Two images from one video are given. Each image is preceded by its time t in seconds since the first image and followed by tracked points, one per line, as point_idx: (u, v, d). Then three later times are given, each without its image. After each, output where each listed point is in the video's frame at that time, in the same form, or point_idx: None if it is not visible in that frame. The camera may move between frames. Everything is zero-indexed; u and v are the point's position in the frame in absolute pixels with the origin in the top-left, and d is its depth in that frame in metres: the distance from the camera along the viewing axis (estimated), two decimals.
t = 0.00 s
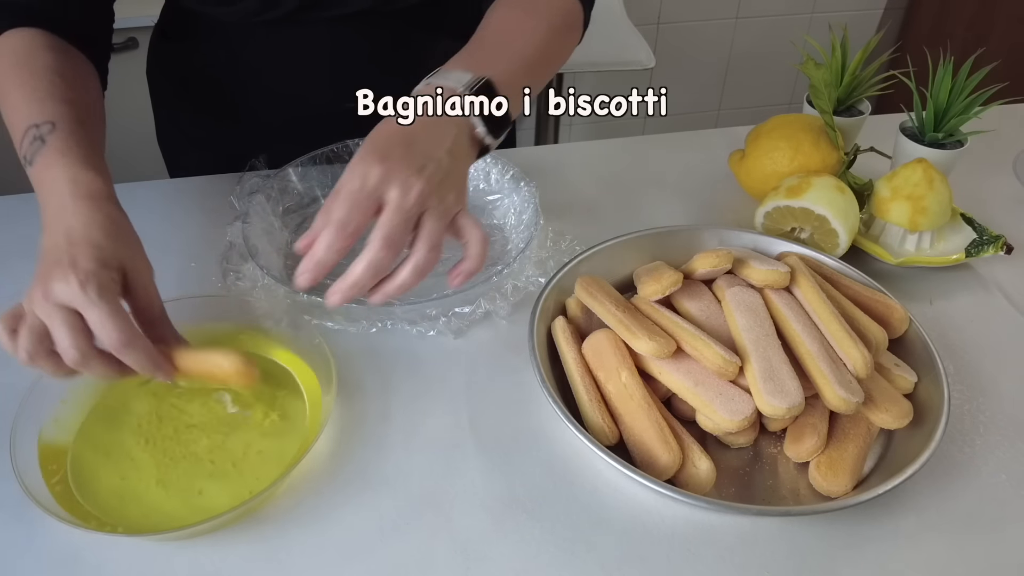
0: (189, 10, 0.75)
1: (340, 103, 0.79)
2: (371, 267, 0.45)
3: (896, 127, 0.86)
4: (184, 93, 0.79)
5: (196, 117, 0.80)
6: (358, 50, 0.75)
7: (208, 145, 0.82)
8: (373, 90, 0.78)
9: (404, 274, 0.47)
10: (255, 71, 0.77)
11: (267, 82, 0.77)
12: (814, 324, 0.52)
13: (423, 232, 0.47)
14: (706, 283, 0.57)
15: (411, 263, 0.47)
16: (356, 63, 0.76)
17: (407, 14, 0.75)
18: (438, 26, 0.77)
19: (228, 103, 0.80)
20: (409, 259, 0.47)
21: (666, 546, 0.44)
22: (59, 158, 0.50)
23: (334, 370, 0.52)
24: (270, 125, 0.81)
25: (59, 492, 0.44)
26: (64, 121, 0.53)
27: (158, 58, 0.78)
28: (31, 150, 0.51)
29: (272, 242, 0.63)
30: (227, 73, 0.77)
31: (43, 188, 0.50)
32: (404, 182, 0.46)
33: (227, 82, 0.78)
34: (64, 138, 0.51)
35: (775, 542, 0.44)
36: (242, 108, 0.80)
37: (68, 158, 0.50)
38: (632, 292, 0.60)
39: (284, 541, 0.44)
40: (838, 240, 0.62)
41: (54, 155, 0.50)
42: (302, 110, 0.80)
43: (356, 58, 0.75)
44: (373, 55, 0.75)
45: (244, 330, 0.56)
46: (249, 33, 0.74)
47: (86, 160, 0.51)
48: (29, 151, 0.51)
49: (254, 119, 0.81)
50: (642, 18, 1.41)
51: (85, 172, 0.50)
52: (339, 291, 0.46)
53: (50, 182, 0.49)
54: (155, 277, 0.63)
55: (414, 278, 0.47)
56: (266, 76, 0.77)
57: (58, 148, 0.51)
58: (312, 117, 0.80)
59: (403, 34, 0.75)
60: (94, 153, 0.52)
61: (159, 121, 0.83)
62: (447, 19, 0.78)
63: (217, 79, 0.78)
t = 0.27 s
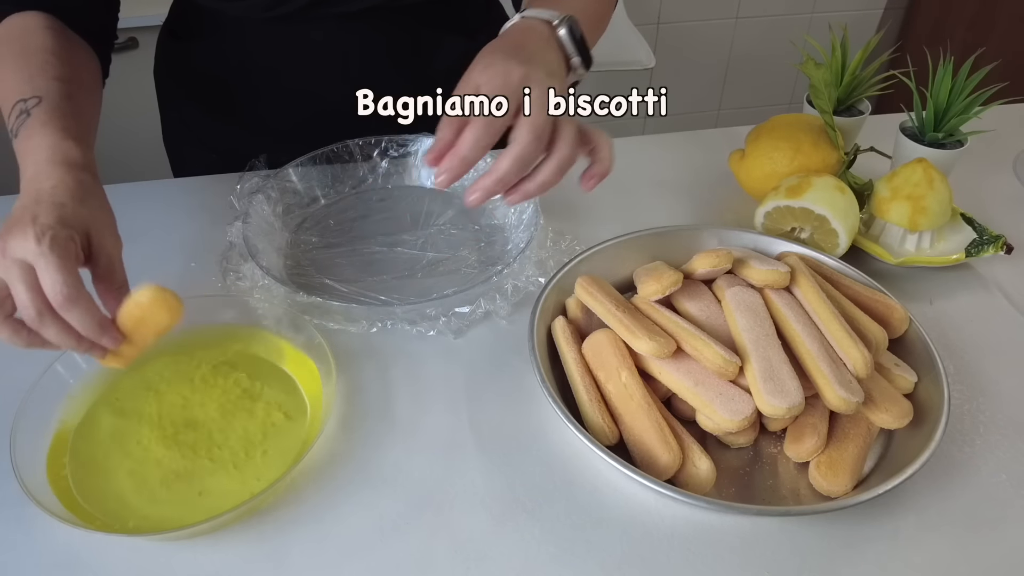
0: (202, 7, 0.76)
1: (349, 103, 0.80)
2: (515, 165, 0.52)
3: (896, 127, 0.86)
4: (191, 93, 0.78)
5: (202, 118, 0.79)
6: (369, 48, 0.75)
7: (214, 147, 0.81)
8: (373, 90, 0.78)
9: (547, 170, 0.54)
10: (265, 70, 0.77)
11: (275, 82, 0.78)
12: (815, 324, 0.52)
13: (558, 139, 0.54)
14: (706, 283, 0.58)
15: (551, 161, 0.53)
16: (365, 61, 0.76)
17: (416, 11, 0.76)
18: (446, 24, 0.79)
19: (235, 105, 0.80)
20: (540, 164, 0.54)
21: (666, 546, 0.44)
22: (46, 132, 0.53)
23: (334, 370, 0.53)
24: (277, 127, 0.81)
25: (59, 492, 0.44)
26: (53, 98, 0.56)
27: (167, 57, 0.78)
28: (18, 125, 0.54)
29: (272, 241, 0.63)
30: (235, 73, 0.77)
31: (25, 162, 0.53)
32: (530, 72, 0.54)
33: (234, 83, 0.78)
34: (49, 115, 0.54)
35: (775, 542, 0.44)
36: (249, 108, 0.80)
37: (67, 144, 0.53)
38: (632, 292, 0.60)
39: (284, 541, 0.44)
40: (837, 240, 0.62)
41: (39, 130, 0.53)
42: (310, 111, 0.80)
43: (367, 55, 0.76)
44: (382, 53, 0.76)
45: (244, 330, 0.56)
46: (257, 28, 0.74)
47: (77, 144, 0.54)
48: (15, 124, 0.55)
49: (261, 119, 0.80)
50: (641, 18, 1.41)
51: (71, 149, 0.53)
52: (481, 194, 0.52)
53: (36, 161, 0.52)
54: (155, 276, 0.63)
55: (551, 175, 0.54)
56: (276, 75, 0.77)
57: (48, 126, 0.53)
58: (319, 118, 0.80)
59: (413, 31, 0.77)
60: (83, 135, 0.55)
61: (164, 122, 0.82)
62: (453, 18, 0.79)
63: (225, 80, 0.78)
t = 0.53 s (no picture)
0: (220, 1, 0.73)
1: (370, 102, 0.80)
2: (554, 157, 0.57)
3: (896, 127, 0.86)
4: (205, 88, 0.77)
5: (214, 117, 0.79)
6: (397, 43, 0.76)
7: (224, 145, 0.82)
8: (373, 90, 0.79)
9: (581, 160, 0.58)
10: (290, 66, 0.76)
11: (297, 80, 0.77)
12: (815, 324, 0.52)
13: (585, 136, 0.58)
14: (707, 283, 0.58)
15: (576, 162, 0.58)
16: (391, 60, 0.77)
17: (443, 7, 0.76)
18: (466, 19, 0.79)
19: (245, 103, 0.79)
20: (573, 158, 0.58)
21: (667, 546, 0.44)
22: (232, 121, 0.53)
23: (334, 369, 0.53)
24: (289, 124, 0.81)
25: (59, 493, 0.44)
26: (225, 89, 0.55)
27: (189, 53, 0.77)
28: (209, 122, 0.54)
29: (272, 242, 0.63)
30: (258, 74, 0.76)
31: (230, 148, 0.53)
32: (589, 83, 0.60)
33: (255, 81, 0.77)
34: (193, 106, 0.54)
35: (775, 542, 0.44)
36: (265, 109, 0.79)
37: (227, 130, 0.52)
38: (632, 292, 0.60)
39: (284, 540, 0.44)
40: (837, 240, 0.62)
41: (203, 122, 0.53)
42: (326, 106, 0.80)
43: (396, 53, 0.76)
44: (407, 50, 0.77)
45: (244, 330, 0.56)
46: (285, 22, 0.73)
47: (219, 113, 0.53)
48: (204, 123, 0.54)
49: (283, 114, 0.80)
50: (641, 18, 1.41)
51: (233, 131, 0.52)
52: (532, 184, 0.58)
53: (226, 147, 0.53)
54: (155, 276, 0.63)
55: (578, 175, 0.58)
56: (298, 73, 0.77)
57: (251, 115, 0.53)
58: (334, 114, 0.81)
59: (438, 27, 0.77)
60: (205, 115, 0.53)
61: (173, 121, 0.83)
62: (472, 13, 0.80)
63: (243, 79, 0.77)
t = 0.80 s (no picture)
0: None
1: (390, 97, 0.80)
2: (552, 227, 0.56)
3: (896, 127, 0.86)
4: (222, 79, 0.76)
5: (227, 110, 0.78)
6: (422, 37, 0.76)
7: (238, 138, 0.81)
8: (372, 90, 0.79)
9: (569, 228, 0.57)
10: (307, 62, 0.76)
11: (321, 75, 0.77)
12: (815, 324, 0.52)
13: (573, 209, 0.57)
14: (706, 283, 0.58)
15: (564, 233, 0.57)
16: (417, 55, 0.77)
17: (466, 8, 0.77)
18: (486, 16, 0.80)
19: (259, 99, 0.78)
20: (561, 226, 0.57)
21: (667, 546, 0.44)
22: (268, 141, 0.53)
23: (334, 368, 0.52)
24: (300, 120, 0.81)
25: (60, 493, 0.44)
26: (262, 109, 0.55)
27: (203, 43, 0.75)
28: (247, 143, 0.54)
29: (272, 242, 0.63)
30: (280, 68, 0.76)
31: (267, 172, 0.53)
32: (577, 149, 0.58)
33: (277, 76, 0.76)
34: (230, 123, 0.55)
35: (775, 542, 0.44)
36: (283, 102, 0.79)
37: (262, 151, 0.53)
38: (632, 293, 0.60)
39: (285, 540, 0.44)
40: (837, 240, 0.62)
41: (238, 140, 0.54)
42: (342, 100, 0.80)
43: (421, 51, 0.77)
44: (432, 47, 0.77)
45: (244, 331, 0.56)
46: (313, 20, 0.73)
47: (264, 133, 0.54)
48: (243, 144, 0.54)
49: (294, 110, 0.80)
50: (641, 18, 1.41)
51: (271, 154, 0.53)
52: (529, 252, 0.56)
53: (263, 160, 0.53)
54: (155, 276, 0.63)
55: (563, 242, 0.58)
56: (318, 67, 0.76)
57: (289, 139, 0.53)
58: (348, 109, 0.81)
59: (460, 26, 0.78)
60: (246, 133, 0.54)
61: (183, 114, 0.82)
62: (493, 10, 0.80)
63: (265, 74, 0.76)
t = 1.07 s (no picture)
0: None
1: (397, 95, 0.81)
2: (546, 246, 0.54)
3: (896, 127, 0.86)
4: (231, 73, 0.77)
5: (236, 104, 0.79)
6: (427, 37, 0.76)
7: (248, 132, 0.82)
8: (372, 90, 0.79)
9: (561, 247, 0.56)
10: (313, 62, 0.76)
11: (328, 72, 0.77)
12: (815, 324, 0.52)
13: (566, 228, 0.56)
14: (706, 283, 0.58)
15: (556, 253, 0.56)
16: (423, 55, 0.77)
17: (472, 10, 0.77)
18: (494, 16, 0.79)
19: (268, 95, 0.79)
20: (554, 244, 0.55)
21: (667, 546, 0.44)
22: (277, 146, 0.55)
23: (334, 369, 0.52)
24: (306, 116, 0.81)
25: (59, 493, 0.44)
26: (272, 115, 0.57)
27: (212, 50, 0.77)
28: (256, 147, 0.55)
29: (272, 242, 0.63)
30: (287, 66, 0.76)
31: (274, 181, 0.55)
32: (570, 167, 0.57)
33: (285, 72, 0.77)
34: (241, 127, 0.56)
35: (775, 542, 0.44)
36: (291, 97, 0.79)
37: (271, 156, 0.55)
38: (632, 292, 0.60)
39: (285, 540, 0.44)
40: (837, 240, 0.62)
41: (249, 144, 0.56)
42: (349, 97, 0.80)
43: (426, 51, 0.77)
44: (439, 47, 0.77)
45: (244, 331, 0.56)
46: (319, 19, 0.73)
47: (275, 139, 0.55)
48: (252, 149, 0.55)
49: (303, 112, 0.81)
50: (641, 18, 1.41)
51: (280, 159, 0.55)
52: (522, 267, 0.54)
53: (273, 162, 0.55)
54: (155, 276, 0.63)
55: (555, 261, 0.56)
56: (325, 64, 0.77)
57: (298, 147, 0.55)
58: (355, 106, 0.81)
59: (466, 27, 0.77)
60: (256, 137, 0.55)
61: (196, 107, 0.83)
62: (501, 10, 0.80)
63: (274, 70, 0.77)
